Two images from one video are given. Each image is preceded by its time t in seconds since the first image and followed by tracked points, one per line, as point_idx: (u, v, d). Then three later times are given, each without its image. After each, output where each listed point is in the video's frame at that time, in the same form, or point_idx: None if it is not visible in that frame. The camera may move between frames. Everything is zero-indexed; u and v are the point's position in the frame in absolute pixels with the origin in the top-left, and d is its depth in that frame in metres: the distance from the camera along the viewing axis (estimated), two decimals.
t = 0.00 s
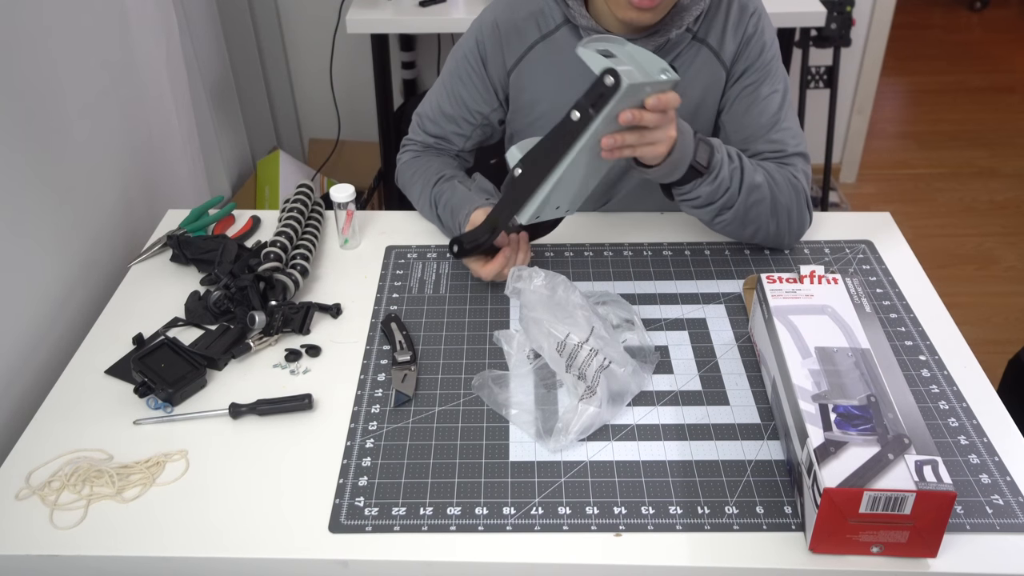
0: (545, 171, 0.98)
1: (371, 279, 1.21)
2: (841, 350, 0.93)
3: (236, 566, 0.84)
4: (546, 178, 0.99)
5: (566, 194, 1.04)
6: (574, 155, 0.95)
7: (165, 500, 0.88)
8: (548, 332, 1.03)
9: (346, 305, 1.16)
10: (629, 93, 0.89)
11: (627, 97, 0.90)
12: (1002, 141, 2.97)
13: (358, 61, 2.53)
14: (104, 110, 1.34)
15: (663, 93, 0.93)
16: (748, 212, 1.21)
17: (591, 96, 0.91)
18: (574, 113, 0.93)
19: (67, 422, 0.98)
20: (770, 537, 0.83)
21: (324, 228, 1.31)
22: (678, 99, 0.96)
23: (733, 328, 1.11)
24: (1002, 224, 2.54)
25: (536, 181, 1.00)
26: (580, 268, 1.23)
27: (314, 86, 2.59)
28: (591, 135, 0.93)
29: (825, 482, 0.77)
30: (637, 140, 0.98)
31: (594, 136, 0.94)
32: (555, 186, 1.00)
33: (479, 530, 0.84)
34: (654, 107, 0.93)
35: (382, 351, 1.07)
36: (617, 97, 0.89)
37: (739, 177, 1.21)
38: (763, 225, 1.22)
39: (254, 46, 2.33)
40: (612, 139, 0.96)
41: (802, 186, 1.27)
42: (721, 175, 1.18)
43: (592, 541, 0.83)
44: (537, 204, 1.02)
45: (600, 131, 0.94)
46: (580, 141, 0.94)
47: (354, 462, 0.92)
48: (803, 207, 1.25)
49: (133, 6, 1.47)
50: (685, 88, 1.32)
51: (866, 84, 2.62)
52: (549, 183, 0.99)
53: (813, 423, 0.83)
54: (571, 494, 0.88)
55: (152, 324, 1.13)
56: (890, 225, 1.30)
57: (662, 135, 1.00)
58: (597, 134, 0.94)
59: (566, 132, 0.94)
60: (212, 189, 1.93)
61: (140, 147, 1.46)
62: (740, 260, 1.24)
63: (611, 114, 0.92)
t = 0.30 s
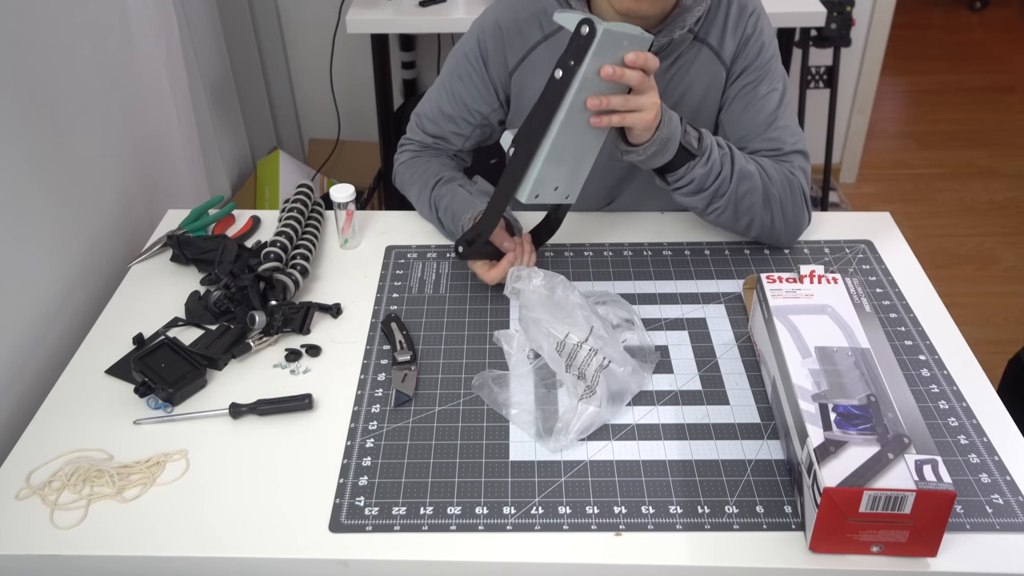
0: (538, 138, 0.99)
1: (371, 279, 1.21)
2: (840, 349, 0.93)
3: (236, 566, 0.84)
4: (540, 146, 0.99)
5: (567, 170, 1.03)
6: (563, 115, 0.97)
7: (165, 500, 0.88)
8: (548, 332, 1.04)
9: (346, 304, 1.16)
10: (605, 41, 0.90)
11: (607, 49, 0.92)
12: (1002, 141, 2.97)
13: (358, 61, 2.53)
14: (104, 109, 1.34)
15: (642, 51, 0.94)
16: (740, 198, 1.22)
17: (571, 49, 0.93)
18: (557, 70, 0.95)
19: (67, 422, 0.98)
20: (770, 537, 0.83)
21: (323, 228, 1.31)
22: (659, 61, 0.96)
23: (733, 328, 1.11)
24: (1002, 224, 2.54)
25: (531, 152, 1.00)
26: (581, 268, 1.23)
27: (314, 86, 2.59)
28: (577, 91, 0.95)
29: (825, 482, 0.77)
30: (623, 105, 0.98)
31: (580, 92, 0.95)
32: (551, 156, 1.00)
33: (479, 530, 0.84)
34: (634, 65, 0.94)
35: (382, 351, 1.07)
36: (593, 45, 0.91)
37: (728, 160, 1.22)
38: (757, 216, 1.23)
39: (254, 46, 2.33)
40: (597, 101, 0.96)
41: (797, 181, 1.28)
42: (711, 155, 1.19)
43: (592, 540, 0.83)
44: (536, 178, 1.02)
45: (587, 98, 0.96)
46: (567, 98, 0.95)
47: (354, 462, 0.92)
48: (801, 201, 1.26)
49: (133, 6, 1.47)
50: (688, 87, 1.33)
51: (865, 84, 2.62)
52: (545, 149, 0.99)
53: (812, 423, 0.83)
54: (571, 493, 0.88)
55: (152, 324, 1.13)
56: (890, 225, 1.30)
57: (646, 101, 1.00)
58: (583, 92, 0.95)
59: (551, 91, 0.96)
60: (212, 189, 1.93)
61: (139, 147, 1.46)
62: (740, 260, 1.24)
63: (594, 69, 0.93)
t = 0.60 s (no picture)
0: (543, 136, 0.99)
1: (371, 279, 1.21)
2: (841, 349, 0.93)
3: (235, 566, 0.84)
4: (546, 144, 1.00)
5: (574, 170, 1.03)
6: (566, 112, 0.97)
7: (165, 500, 0.88)
8: (548, 332, 1.04)
9: (346, 304, 1.16)
10: (607, 37, 0.91)
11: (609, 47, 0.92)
12: (1002, 141, 2.97)
13: (358, 61, 2.53)
14: (104, 109, 1.34)
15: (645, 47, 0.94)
16: (742, 193, 1.22)
17: (573, 47, 0.94)
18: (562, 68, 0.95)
19: (67, 422, 0.98)
20: (770, 537, 0.83)
21: (323, 228, 1.31)
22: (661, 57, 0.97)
23: (733, 328, 1.11)
24: (1002, 224, 2.54)
25: (537, 151, 1.00)
26: (581, 268, 1.23)
27: (314, 86, 2.59)
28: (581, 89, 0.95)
29: (825, 482, 0.77)
30: (629, 103, 0.98)
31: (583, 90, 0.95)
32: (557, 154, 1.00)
33: (479, 530, 0.84)
34: (637, 61, 0.94)
35: (382, 351, 1.07)
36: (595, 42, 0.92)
37: (730, 157, 1.22)
38: (759, 211, 1.23)
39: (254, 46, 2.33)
40: (602, 99, 0.96)
41: (798, 176, 1.29)
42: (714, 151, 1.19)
43: (592, 540, 0.83)
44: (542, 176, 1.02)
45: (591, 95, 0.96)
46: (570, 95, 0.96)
47: (354, 462, 0.92)
48: (803, 198, 1.27)
49: (133, 6, 1.47)
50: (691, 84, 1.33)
51: (865, 84, 2.62)
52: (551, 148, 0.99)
53: (812, 423, 0.83)
54: (571, 494, 0.88)
55: (152, 324, 1.13)
56: (890, 225, 1.30)
57: (651, 98, 1.00)
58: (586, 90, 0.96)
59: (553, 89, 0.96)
60: (212, 189, 1.93)
61: (139, 147, 1.46)
62: (740, 260, 1.24)
63: (597, 65, 0.94)
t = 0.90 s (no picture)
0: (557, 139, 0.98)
1: (371, 279, 1.21)
2: (840, 349, 0.93)
3: (235, 565, 0.84)
4: (558, 146, 0.98)
5: (586, 172, 1.02)
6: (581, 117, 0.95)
7: (165, 500, 0.88)
8: (548, 332, 1.04)
9: (346, 304, 1.16)
10: (627, 42, 0.89)
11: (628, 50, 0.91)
12: (1002, 141, 2.97)
13: (358, 61, 2.53)
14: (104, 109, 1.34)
15: (663, 53, 0.93)
16: (749, 194, 1.22)
17: (592, 50, 0.92)
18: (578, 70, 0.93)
19: (67, 421, 0.98)
20: (770, 537, 0.83)
21: (323, 228, 1.31)
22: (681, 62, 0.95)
23: (733, 328, 1.11)
24: (1002, 224, 2.54)
25: (549, 153, 0.99)
26: (581, 268, 1.23)
27: (314, 86, 2.59)
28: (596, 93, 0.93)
29: (825, 481, 0.77)
30: (642, 110, 0.98)
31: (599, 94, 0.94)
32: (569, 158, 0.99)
33: (479, 530, 0.84)
34: (655, 67, 0.93)
35: (382, 351, 1.07)
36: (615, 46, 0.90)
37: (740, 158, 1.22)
38: (766, 210, 1.23)
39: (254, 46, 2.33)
40: (616, 109, 0.95)
41: (803, 174, 1.30)
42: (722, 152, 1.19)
43: (592, 540, 0.83)
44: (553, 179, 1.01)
45: (603, 100, 0.95)
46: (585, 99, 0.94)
47: (354, 462, 0.92)
48: (810, 194, 1.28)
49: (133, 6, 1.47)
50: (691, 87, 1.32)
51: (865, 84, 2.62)
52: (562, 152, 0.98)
53: (812, 423, 0.83)
54: (571, 493, 0.88)
55: (152, 324, 1.13)
56: (889, 225, 1.30)
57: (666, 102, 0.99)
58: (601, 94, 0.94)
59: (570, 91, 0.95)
60: (212, 189, 1.93)
61: (139, 148, 1.46)
62: (740, 260, 1.24)
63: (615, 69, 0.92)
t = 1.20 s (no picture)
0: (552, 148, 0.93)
1: (371, 279, 1.21)
2: (840, 349, 0.93)
3: (236, 565, 0.84)
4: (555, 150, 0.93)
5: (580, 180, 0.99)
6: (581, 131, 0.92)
7: (165, 500, 0.88)
8: (548, 332, 1.04)
9: (346, 304, 1.16)
10: (649, 69, 0.88)
11: (648, 76, 0.89)
12: (1002, 141, 2.97)
13: (358, 61, 2.53)
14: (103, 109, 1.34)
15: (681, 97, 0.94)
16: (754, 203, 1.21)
17: (611, 68, 0.90)
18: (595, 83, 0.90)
19: (67, 421, 0.98)
20: (770, 537, 0.83)
21: (323, 228, 1.31)
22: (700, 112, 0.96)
23: (733, 328, 1.11)
24: (1002, 224, 2.54)
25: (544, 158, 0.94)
26: (581, 268, 1.23)
27: (314, 86, 2.59)
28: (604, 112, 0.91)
29: (825, 481, 0.77)
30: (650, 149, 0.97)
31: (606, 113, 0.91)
32: (557, 167, 0.94)
33: (479, 529, 0.84)
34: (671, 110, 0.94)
35: (382, 351, 1.07)
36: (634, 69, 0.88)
37: (744, 169, 1.22)
38: (773, 218, 1.23)
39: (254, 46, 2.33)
40: (622, 144, 0.95)
41: (806, 177, 1.30)
42: (728, 163, 1.19)
43: (591, 540, 0.83)
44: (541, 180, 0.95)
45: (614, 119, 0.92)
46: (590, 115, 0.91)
47: (354, 461, 0.92)
48: (810, 196, 1.28)
49: (133, 6, 1.47)
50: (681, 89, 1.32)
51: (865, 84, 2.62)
52: (552, 161, 0.94)
53: (812, 423, 0.83)
54: (571, 493, 0.88)
55: (153, 324, 1.13)
56: (889, 224, 1.30)
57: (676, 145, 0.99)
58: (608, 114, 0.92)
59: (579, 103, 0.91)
60: (212, 189, 1.93)
61: (139, 148, 1.46)
62: (740, 260, 1.24)
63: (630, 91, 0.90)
